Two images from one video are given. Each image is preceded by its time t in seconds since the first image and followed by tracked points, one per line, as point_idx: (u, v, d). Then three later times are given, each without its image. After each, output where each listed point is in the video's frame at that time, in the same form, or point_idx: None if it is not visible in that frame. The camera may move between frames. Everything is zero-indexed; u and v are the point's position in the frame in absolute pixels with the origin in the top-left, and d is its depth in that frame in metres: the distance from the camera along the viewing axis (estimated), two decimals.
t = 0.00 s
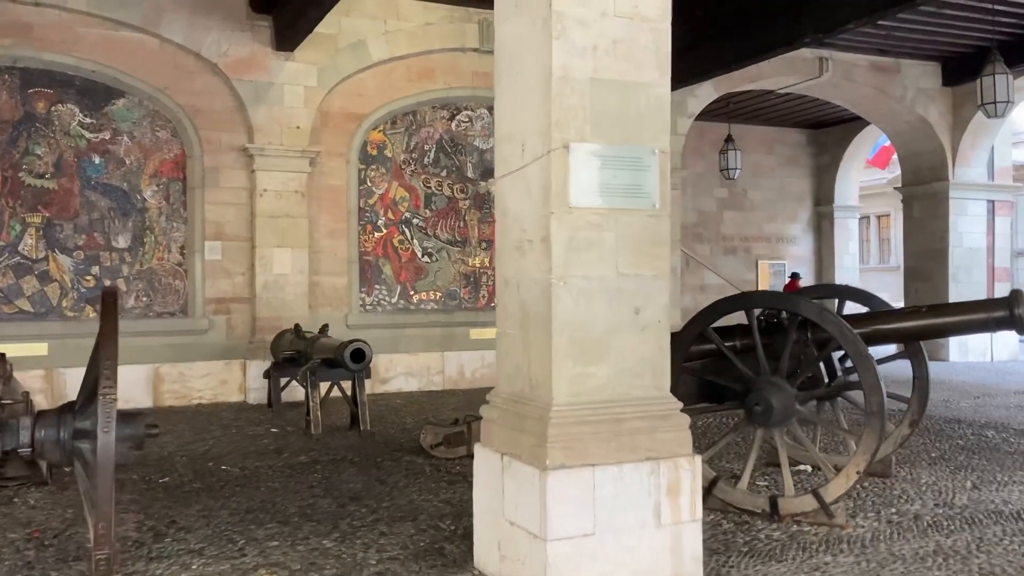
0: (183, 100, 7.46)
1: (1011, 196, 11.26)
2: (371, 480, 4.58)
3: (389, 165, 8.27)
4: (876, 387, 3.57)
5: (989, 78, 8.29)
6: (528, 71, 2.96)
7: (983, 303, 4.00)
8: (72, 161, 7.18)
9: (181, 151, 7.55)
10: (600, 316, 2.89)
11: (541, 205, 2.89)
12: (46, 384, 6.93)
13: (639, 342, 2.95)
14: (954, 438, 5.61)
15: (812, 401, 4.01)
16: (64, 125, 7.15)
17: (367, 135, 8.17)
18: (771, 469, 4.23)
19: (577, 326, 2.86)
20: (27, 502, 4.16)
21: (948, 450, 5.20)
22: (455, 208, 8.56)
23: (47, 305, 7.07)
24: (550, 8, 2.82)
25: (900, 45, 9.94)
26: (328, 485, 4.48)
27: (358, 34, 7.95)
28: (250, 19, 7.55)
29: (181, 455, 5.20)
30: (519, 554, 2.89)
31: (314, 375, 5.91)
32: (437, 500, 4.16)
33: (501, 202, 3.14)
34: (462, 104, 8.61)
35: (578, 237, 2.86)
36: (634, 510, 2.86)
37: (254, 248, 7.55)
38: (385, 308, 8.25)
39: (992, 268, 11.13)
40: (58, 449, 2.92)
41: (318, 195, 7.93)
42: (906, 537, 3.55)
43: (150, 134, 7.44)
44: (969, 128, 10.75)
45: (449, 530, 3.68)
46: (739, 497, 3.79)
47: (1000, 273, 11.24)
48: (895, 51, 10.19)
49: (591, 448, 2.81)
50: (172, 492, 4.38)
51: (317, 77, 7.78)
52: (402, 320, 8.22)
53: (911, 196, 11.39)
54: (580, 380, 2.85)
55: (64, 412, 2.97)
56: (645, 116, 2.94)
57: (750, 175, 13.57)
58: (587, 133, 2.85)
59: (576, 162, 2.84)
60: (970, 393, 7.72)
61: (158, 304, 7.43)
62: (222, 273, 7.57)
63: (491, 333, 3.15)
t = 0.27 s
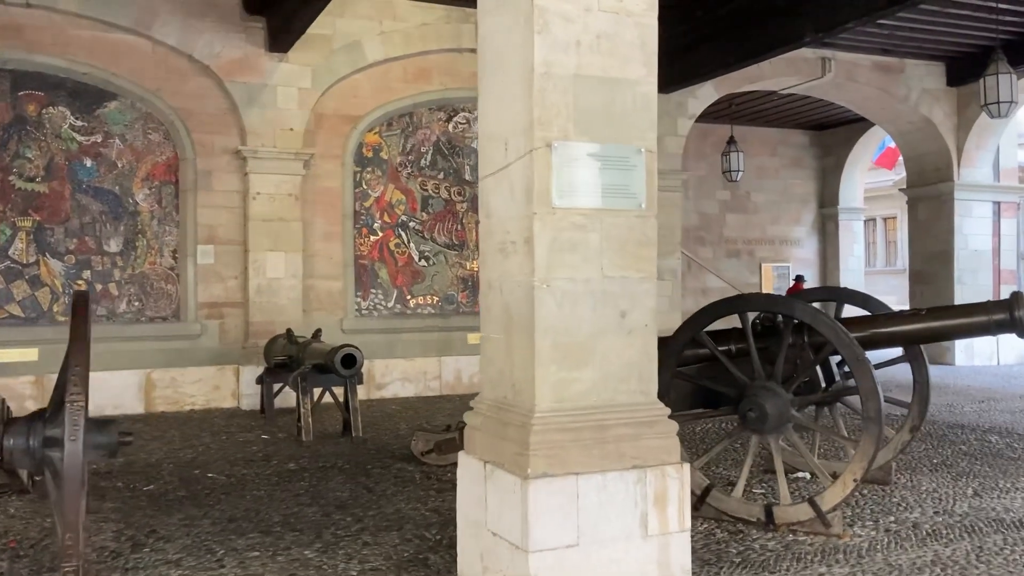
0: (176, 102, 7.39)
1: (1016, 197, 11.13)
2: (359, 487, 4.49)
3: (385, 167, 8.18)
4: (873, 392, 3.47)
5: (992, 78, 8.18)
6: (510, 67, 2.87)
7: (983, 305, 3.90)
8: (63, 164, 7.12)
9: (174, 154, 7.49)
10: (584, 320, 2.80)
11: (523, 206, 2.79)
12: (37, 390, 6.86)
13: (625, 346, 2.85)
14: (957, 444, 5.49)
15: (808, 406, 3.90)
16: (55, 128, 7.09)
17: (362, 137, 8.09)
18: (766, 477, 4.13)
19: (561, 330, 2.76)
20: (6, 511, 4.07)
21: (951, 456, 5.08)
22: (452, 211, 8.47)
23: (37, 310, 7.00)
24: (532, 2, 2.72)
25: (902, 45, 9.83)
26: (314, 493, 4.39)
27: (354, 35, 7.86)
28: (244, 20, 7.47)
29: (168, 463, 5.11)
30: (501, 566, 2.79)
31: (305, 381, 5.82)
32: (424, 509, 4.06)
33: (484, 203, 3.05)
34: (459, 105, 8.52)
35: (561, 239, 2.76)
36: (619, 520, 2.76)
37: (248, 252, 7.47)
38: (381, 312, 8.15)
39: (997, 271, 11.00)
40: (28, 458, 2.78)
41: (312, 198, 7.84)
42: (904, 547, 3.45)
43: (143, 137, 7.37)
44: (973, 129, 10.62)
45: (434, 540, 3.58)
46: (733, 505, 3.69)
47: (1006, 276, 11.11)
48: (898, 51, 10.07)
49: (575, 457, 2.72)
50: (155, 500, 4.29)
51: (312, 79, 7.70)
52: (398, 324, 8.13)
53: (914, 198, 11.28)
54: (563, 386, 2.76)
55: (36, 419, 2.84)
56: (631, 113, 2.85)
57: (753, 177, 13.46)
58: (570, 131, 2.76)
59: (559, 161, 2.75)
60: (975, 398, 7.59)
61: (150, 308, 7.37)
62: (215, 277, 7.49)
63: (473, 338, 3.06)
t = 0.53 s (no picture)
0: (173, 105, 7.34)
1: None
2: (351, 495, 4.39)
3: (384, 171, 8.11)
4: (875, 398, 3.36)
5: (999, 78, 8.07)
6: (496, 60, 2.77)
7: (989, 307, 3.79)
8: (59, 168, 7.07)
9: (171, 158, 7.43)
10: (573, 322, 2.70)
11: (509, 204, 2.70)
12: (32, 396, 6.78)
13: (615, 349, 2.75)
14: (964, 450, 5.37)
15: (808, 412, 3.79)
16: (51, 131, 7.04)
17: (361, 140, 8.01)
18: (766, 485, 4.02)
19: (548, 333, 2.66)
20: None
21: (958, 463, 4.96)
22: (452, 215, 8.38)
23: (33, 315, 6.95)
24: None
25: (908, 46, 9.72)
26: (304, 501, 4.30)
27: (352, 37, 7.79)
28: (241, 23, 7.41)
29: (159, 469, 5.02)
30: None
31: (299, 387, 5.73)
32: (415, 517, 3.97)
33: (470, 201, 2.95)
34: (459, 108, 8.44)
35: (549, 238, 2.66)
36: (609, 530, 2.66)
37: (246, 255, 7.40)
38: (381, 317, 8.07)
39: (1006, 275, 10.85)
40: None
41: (311, 201, 7.78)
42: (907, 557, 3.33)
43: (139, 140, 7.32)
44: (981, 131, 10.49)
45: (423, 549, 3.48)
46: (732, 514, 3.58)
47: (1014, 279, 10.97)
48: (904, 52, 9.96)
49: (563, 464, 2.62)
50: (142, 508, 4.21)
51: (310, 82, 7.64)
52: (397, 329, 8.04)
53: (921, 201, 11.15)
54: (551, 391, 2.66)
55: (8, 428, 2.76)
56: (619, 110, 2.76)
57: (758, 181, 13.35)
58: (556, 127, 2.67)
59: (544, 157, 2.65)
60: (984, 403, 7.47)
61: (147, 313, 7.31)
62: (212, 281, 7.43)
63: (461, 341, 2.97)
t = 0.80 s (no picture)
0: (173, 113, 7.28)
1: None
2: (344, 510, 4.29)
3: (387, 179, 8.03)
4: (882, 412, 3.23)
5: (1011, 83, 7.93)
6: (485, 64, 2.68)
7: (1001, 319, 3.66)
8: (58, 176, 7.01)
9: (171, 166, 7.36)
10: (565, 336, 2.59)
11: (498, 212, 2.60)
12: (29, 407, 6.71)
13: (609, 364, 2.65)
14: (977, 465, 5.23)
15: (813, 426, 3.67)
16: (50, 140, 6.98)
17: (363, 148, 7.94)
18: (770, 501, 3.89)
19: (538, 347, 2.56)
20: None
21: (970, 479, 4.82)
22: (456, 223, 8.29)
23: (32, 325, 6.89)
24: None
25: (919, 51, 9.58)
26: (297, 517, 4.20)
27: (354, 44, 7.71)
28: (242, 30, 7.35)
29: (152, 484, 4.93)
30: None
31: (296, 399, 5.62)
32: (409, 535, 3.86)
33: (460, 210, 2.86)
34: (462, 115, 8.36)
35: (539, 248, 2.56)
36: (602, 553, 2.55)
37: (246, 264, 7.32)
38: (383, 326, 7.98)
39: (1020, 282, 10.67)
40: None
41: (312, 210, 7.70)
42: None
43: (139, 149, 7.26)
44: (993, 137, 10.34)
45: (415, 569, 3.37)
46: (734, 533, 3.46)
47: None
48: (915, 57, 9.82)
49: (553, 485, 2.51)
50: (131, 524, 4.12)
51: (312, 89, 7.56)
52: (400, 339, 7.95)
53: (933, 208, 11.00)
54: (541, 408, 2.55)
55: None
56: (612, 115, 2.66)
57: (767, 188, 13.21)
58: (547, 133, 2.58)
59: (533, 166, 2.55)
60: (997, 414, 7.31)
61: (147, 323, 7.24)
62: (213, 291, 7.35)
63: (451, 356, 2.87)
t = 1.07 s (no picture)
0: (174, 119, 7.22)
1: None
2: (339, 522, 4.20)
3: (389, 184, 7.97)
4: (889, 424, 3.12)
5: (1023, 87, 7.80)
6: (475, 65, 2.60)
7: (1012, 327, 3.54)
8: (58, 183, 6.97)
9: (172, 172, 7.31)
10: (557, 346, 2.50)
11: (487, 217, 2.52)
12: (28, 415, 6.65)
13: (603, 374, 2.55)
14: (990, 476, 5.09)
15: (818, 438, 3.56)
16: (50, 146, 6.94)
17: (366, 154, 7.88)
18: (775, 515, 3.79)
19: (528, 357, 2.47)
20: None
21: (982, 491, 4.69)
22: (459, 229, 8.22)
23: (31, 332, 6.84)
24: None
25: (929, 55, 9.45)
26: (290, 529, 4.10)
27: (357, 49, 7.64)
28: (244, 35, 7.29)
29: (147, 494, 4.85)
30: None
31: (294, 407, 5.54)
32: (403, 548, 3.77)
33: (450, 216, 2.77)
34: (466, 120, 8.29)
35: (530, 254, 2.47)
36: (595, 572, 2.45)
37: (247, 271, 7.25)
38: (386, 333, 7.90)
39: None
40: None
41: (314, 216, 7.63)
42: None
43: (140, 155, 7.21)
44: (1005, 141, 10.20)
45: None
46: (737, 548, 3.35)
47: None
48: (926, 61, 9.69)
49: (544, 501, 2.41)
50: (121, 536, 4.03)
51: (314, 95, 7.50)
52: (402, 346, 7.86)
53: (944, 214, 10.86)
54: (531, 420, 2.46)
55: None
56: (605, 118, 2.57)
57: (776, 194, 13.09)
58: (538, 135, 2.49)
59: (522, 171, 2.47)
60: (1010, 424, 7.17)
61: (147, 330, 7.18)
62: (214, 298, 7.28)
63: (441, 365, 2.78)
